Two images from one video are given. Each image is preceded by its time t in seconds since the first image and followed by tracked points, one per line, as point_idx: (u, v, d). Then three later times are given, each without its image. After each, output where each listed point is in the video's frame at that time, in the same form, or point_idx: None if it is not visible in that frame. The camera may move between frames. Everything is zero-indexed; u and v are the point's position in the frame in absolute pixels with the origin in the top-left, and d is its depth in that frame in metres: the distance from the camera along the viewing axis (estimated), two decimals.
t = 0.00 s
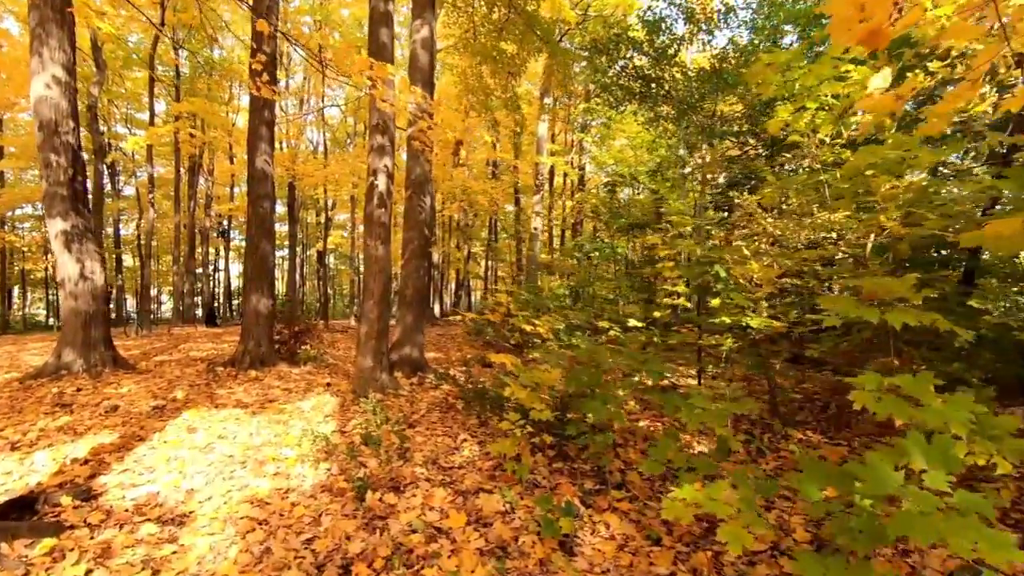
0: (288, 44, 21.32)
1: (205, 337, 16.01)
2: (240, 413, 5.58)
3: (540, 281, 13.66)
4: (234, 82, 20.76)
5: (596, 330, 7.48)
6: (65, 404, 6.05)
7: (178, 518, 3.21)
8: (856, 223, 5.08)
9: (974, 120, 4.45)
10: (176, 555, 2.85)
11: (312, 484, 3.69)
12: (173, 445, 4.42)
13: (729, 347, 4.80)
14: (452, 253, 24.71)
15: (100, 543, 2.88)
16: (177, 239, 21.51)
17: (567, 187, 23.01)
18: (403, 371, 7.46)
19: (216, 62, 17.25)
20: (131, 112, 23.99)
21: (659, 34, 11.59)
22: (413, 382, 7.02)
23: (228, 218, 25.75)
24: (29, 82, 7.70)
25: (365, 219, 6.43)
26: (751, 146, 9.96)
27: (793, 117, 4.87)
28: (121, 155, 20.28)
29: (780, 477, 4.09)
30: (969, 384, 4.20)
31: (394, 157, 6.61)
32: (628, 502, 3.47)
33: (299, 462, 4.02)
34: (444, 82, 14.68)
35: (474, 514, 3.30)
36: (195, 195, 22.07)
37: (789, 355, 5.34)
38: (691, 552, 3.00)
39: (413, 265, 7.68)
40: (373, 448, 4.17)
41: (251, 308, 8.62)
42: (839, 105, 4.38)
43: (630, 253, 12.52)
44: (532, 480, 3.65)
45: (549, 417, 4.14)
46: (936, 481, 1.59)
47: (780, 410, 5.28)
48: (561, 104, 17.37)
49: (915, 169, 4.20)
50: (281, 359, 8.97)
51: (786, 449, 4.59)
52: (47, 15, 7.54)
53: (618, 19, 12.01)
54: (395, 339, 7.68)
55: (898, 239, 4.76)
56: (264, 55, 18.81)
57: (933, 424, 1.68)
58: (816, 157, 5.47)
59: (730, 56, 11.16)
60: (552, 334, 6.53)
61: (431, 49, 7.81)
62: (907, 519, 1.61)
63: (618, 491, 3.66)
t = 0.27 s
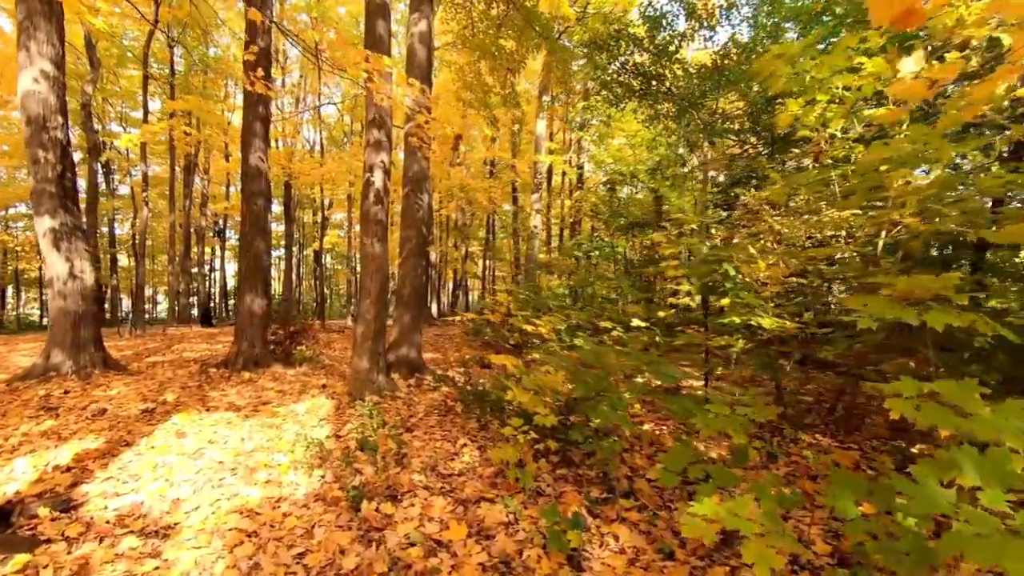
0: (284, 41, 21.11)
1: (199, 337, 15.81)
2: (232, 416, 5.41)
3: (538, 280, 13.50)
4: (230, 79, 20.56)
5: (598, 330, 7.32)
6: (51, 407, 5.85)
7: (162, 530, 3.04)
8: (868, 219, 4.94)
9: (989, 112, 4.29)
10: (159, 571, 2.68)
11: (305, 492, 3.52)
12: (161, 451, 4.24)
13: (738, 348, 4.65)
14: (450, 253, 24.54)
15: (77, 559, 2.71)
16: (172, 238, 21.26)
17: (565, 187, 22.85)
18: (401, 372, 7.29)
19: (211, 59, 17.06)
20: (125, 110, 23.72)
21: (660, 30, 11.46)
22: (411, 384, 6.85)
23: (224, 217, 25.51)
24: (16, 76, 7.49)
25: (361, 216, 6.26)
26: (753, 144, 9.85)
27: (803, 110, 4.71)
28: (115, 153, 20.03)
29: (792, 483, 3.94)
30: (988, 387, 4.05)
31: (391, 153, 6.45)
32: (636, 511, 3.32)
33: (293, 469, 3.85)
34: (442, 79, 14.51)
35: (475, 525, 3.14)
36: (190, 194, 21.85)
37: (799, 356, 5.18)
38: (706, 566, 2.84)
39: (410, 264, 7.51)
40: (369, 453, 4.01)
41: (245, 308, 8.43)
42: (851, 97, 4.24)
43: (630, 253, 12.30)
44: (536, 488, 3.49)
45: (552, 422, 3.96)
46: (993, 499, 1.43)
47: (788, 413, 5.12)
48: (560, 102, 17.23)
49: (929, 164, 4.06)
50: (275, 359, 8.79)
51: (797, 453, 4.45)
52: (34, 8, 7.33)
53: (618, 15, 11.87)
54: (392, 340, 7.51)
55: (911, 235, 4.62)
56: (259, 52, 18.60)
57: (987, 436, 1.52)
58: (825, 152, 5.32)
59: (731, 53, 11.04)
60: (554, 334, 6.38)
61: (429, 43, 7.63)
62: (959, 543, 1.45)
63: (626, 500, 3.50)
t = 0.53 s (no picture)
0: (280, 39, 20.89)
1: (195, 337, 15.62)
2: (226, 420, 5.26)
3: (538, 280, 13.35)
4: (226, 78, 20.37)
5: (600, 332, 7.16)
6: (38, 411, 5.69)
7: (147, 545, 2.89)
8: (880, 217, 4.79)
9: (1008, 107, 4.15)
10: None
11: (299, 502, 3.38)
12: (149, 458, 4.09)
13: (748, 351, 4.49)
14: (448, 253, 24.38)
15: None
16: (168, 238, 21.05)
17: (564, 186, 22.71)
18: (399, 374, 7.13)
19: (207, 57, 16.87)
20: (120, 108, 23.48)
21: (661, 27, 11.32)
22: (409, 386, 6.70)
23: (220, 217, 25.31)
24: (5, 72, 7.31)
25: (358, 214, 6.10)
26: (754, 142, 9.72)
27: (814, 106, 4.57)
28: (110, 152, 19.80)
29: (807, 493, 3.80)
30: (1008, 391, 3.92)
31: (389, 150, 6.29)
32: (646, 523, 3.17)
33: (286, 477, 3.70)
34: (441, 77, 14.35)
35: (478, 538, 3.00)
36: (186, 193, 21.64)
37: (808, 359, 5.05)
38: None
39: (409, 263, 7.36)
40: (366, 461, 3.86)
41: (240, 309, 8.27)
42: (865, 91, 4.10)
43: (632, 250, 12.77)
44: (541, 498, 3.34)
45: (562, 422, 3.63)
46: None
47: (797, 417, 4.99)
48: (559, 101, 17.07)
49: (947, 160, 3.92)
50: (271, 361, 8.62)
51: (809, 460, 4.30)
52: (23, 2, 7.15)
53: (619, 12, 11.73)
54: (390, 341, 7.35)
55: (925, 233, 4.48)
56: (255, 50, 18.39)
57: None
58: (835, 148, 5.18)
59: (732, 50, 10.92)
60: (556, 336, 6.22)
61: (428, 38, 7.47)
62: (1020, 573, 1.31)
63: (635, 510, 3.37)
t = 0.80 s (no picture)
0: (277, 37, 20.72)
1: (191, 338, 15.45)
2: (222, 425, 5.12)
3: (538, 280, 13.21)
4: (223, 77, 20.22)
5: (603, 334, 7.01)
6: (28, 414, 5.54)
7: (136, 558, 2.77)
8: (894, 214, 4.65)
9: None
10: None
11: (295, 511, 3.25)
12: (141, 464, 3.96)
13: (758, 354, 4.36)
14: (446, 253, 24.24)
15: None
16: (164, 238, 20.86)
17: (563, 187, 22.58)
18: (398, 377, 7.01)
19: (204, 55, 16.72)
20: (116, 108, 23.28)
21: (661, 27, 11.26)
22: (408, 389, 6.57)
23: (218, 217, 25.14)
24: None
25: (357, 213, 5.98)
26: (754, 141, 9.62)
27: (825, 103, 4.47)
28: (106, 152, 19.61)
29: (821, 500, 3.68)
30: None
31: (389, 147, 6.17)
32: (658, 534, 3.04)
33: (282, 484, 3.58)
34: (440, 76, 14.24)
35: (482, 550, 2.88)
36: (183, 193, 21.47)
37: (818, 361, 4.93)
38: None
39: (408, 263, 7.23)
40: (365, 467, 3.74)
41: (236, 310, 8.13)
42: (878, 86, 3.99)
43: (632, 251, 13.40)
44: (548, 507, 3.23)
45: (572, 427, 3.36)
46: None
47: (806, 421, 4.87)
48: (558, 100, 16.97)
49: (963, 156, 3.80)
50: (268, 363, 8.48)
51: (821, 466, 4.18)
52: None
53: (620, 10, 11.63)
54: (389, 342, 7.22)
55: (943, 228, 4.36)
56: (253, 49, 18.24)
57: None
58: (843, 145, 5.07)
59: (733, 48, 10.81)
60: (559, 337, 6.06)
61: (428, 35, 7.35)
62: None
63: (645, 518, 3.24)
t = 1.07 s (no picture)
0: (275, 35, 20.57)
1: (188, 339, 15.29)
2: (216, 427, 4.97)
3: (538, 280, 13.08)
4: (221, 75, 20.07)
5: (606, 335, 6.87)
6: (17, 416, 5.39)
7: (123, 569, 2.63)
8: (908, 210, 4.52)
9: None
10: None
11: (291, 519, 3.12)
12: (132, 468, 3.82)
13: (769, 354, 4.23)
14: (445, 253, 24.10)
15: None
16: (161, 237, 20.69)
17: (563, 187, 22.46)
18: (398, 377, 6.87)
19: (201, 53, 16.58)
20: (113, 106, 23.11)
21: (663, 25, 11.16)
22: (408, 389, 6.43)
23: (215, 216, 24.98)
24: None
25: (355, 210, 5.84)
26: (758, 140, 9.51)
27: (837, 97, 4.34)
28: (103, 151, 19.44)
29: (836, 507, 3.56)
30: None
31: (388, 143, 6.04)
32: (672, 542, 2.91)
33: (278, 490, 3.45)
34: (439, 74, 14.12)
35: (488, 560, 2.75)
36: (180, 192, 21.30)
37: (829, 362, 4.80)
38: None
39: (408, 262, 7.09)
40: (364, 472, 3.61)
41: (232, 309, 7.99)
42: (893, 78, 3.85)
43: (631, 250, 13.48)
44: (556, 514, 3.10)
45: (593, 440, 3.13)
46: None
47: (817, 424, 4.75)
48: (558, 99, 16.85)
49: (983, 150, 3.67)
50: (264, 363, 8.33)
51: (835, 470, 4.05)
52: None
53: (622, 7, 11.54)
54: (388, 343, 7.08)
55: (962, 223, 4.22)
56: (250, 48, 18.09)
57: None
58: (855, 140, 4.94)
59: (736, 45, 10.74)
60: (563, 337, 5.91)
61: (428, 29, 7.22)
62: None
63: (656, 526, 3.11)
